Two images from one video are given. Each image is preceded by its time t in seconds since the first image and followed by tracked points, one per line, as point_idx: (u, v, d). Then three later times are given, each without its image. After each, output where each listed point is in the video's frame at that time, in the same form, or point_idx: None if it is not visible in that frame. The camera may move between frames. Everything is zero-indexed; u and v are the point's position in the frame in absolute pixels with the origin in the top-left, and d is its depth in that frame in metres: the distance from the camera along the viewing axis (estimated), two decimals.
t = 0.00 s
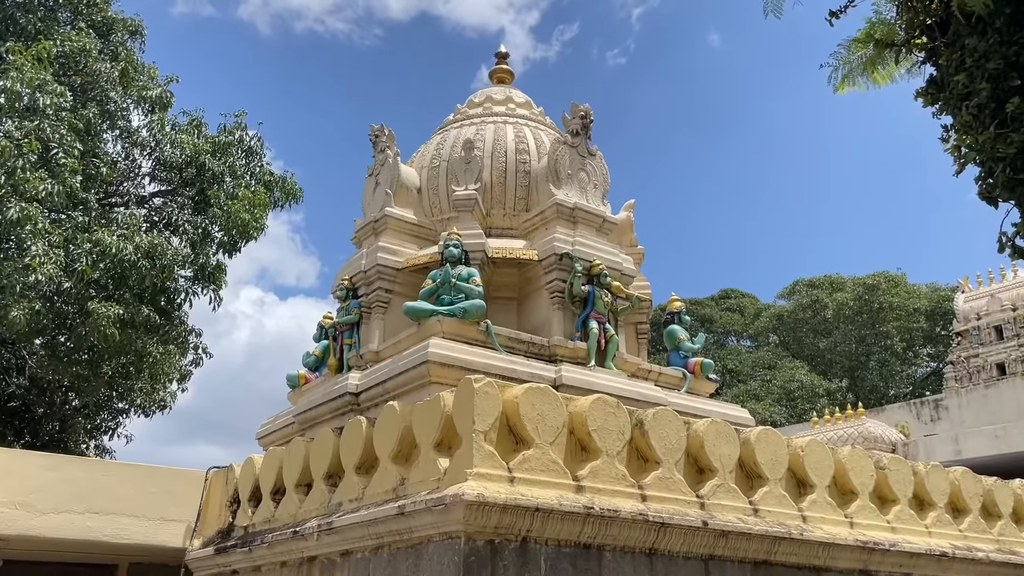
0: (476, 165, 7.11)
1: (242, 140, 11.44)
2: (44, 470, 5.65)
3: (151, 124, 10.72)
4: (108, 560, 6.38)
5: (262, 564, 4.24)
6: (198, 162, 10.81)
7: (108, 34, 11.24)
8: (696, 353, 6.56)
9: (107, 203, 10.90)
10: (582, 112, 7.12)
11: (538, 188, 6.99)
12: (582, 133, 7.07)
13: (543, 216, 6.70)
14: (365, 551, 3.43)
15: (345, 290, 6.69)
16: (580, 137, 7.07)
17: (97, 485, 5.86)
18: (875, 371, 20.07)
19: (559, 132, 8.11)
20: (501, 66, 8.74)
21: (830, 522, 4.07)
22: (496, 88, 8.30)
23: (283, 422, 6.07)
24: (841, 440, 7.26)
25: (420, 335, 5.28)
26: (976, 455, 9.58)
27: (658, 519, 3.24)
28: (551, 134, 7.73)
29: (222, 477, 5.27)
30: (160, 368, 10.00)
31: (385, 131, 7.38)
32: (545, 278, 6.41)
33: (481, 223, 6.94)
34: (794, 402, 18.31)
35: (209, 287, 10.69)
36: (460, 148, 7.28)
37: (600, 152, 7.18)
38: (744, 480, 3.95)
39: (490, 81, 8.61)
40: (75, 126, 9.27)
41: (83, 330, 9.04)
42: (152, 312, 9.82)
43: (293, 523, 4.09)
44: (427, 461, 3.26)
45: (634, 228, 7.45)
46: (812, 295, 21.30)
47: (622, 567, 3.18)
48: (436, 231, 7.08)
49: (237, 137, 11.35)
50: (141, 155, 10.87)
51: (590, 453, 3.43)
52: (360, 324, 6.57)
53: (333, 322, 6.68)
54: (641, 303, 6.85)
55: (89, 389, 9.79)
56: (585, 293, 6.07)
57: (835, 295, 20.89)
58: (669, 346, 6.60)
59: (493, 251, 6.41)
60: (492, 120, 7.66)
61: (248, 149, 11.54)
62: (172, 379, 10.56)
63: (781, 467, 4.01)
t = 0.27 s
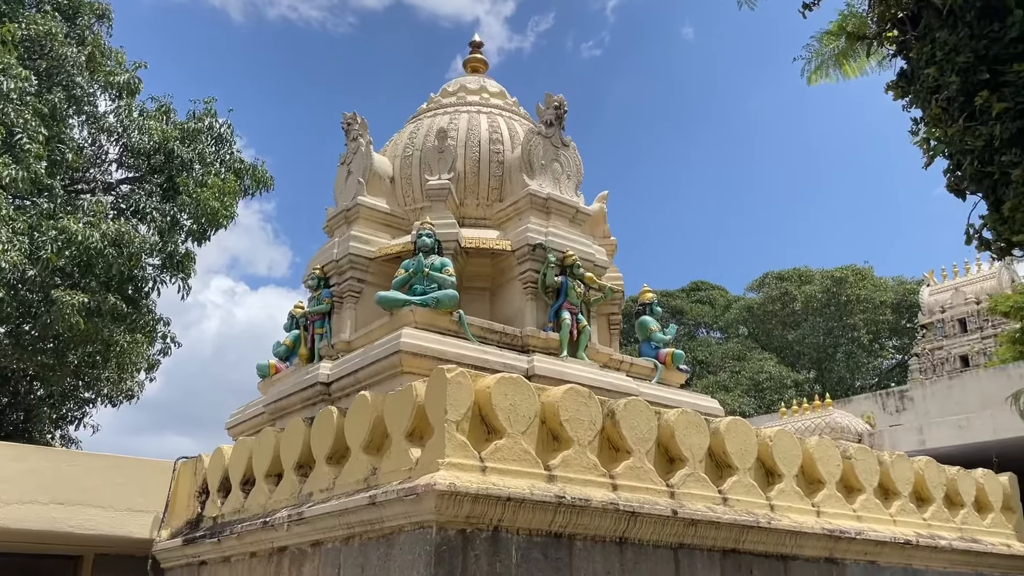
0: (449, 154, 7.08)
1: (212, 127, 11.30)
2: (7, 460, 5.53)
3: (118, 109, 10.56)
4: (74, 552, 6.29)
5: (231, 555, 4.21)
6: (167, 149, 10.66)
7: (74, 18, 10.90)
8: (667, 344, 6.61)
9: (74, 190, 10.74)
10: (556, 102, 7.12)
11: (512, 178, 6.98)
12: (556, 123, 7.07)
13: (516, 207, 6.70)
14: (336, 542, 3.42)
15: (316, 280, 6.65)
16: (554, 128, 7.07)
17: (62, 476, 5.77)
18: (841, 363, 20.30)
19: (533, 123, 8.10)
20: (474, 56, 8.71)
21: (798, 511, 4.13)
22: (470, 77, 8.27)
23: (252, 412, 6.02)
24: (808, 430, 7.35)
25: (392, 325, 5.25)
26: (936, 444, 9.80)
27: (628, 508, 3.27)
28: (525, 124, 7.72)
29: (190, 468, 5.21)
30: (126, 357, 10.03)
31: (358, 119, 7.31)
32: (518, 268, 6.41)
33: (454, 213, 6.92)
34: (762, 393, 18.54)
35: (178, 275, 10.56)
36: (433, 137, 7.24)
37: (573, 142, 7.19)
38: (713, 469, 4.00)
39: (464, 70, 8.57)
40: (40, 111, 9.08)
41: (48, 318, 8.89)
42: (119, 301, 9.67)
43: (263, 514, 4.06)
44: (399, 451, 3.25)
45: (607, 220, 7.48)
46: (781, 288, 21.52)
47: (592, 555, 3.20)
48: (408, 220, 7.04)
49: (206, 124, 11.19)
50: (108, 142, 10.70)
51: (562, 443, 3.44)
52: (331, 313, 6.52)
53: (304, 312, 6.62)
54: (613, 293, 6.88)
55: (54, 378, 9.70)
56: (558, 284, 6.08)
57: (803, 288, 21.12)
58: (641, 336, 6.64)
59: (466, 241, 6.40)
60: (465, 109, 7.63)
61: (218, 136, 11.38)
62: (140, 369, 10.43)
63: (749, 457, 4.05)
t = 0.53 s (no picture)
0: (419, 141, 7.03)
1: (177, 111, 11.05)
2: None
3: (81, 91, 10.35)
4: (35, 541, 6.19)
5: (197, 544, 4.17)
6: (131, 133, 10.47)
7: None
8: (636, 333, 6.64)
9: (34, 173, 10.49)
10: (527, 90, 7.11)
11: (482, 166, 6.96)
12: (527, 111, 7.06)
13: (487, 194, 6.68)
14: (303, 530, 3.40)
15: (284, 266, 6.58)
16: (525, 116, 7.06)
17: (23, 464, 5.66)
18: (806, 352, 20.66)
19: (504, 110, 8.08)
20: (445, 42, 8.66)
21: (762, 497, 4.18)
22: (441, 64, 8.22)
23: (219, 400, 5.95)
24: (773, 418, 7.44)
25: (361, 312, 5.22)
26: (898, 433, 9.99)
27: (596, 495, 3.29)
28: (496, 112, 7.70)
29: (155, 455, 5.15)
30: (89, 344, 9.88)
31: (327, 104, 7.23)
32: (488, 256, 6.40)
33: (424, 201, 6.88)
34: (729, 381, 18.76)
35: (142, 261, 10.41)
36: (403, 123, 7.20)
37: (544, 131, 7.18)
38: (680, 457, 4.03)
39: (434, 57, 8.51)
40: None
41: (8, 304, 8.71)
42: (81, 287, 9.50)
43: (229, 502, 4.02)
44: (367, 439, 3.23)
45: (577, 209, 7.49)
46: (749, 278, 21.72)
47: (560, 542, 3.21)
48: (378, 207, 6.99)
49: (172, 107, 10.97)
50: (70, 124, 10.48)
51: (530, 430, 3.45)
52: (299, 300, 6.47)
53: (271, 299, 6.56)
54: (582, 282, 6.90)
55: (14, 365, 9.49)
56: (527, 272, 6.08)
57: (770, 278, 21.35)
58: (610, 325, 6.66)
59: (436, 229, 6.38)
60: (436, 96, 7.58)
61: (183, 120, 11.19)
62: (103, 356, 10.27)
63: (715, 444, 4.10)
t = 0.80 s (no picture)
0: (386, 125, 6.97)
1: (139, 92, 10.87)
2: None
3: (39, 70, 10.08)
4: None
5: (159, 530, 4.12)
6: (91, 113, 10.21)
7: None
8: (602, 320, 6.67)
9: None
10: (495, 75, 7.08)
11: (450, 151, 6.93)
12: (495, 96, 7.04)
13: (454, 179, 6.65)
14: (267, 516, 3.37)
15: (248, 251, 6.50)
16: (493, 101, 7.04)
17: None
18: (769, 340, 20.95)
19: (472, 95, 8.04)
20: (413, 25, 8.58)
21: (725, 482, 4.24)
22: (409, 47, 8.15)
23: (181, 385, 5.88)
24: (736, 404, 7.53)
25: (327, 297, 5.18)
26: (857, 419, 10.20)
27: (561, 480, 3.31)
28: (464, 97, 7.65)
29: (116, 441, 5.08)
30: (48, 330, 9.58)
31: (292, 86, 7.13)
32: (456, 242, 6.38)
33: (391, 185, 6.83)
34: (693, 368, 18.98)
35: (102, 245, 10.22)
36: (371, 107, 7.13)
37: (512, 116, 7.16)
38: (644, 442, 4.07)
39: (402, 40, 8.44)
40: None
41: None
42: (39, 270, 9.28)
43: (191, 488, 3.98)
44: (332, 424, 3.22)
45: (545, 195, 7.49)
46: (714, 266, 21.93)
47: (525, 527, 3.23)
48: (344, 191, 6.93)
49: (133, 88, 10.77)
50: (28, 104, 10.21)
51: (497, 416, 3.45)
52: (263, 285, 6.39)
53: (235, 283, 6.47)
54: (550, 269, 6.91)
55: None
56: (495, 258, 6.08)
57: (735, 267, 21.58)
58: (576, 312, 6.69)
59: (403, 214, 6.34)
60: (403, 79, 7.52)
61: (145, 101, 10.98)
62: (62, 341, 10.07)
63: (680, 429, 4.14)
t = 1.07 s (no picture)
0: (351, 107, 6.90)
1: (96, 70, 10.67)
2: None
3: None
4: None
5: (117, 515, 4.06)
6: (46, 92, 9.93)
7: None
8: (567, 304, 6.70)
9: None
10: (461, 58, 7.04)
11: (415, 134, 6.88)
12: (461, 79, 7.00)
13: (420, 162, 6.61)
14: (229, 500, 3.35)
15: (209, 233, 6.42)
16: (459, 84, 7.00)
17: None
18: (730, 325, 21.24)
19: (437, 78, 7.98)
20: (378, 6, 8.49)
21: (686, 464, 4.30)
22: (373, 28, 8.06)
23: (140, 369, 5.79)
24: (698, 388, 7.62)
25: (290, 281, 5.13)
26: (814, 403, 10.39)
27: (525, 463, 3.33)
28: (429, 80, 7.60)
29: (73, 426, 4.99)
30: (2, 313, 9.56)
31: (255, 66, 7.01)
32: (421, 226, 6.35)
33: (356, 168, 6.77)
34: (655, 353, 19.17)
35: (58, 226, 9.99)
36: (335, 89, 7.05)
37: (478, 100, 7.13)
38: (608, 426, 4.11)
39: (367, 21, 8.34)
40: None
41: None
42: None
43: (151, 473, 3.93)
44: (295, 409, 3.20)
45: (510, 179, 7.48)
46: (677, 253, 22.09)
47: (489, 510, 3.25)
48: (308, 173, 6.86)
49: (90, 66, 10.54)
50: None
51: (462, 399, 3.46)
52: (225, 268, 6.31)
53: (196, 266, 6.39)
54: (515, 253, 6.91)
55: None
56: (460, 242, 6.06)
57: (697, 253, 21.78)
58: (541, 297, 6.70)
59: (367, 197, 6.29)
60: (368, 61, 7.44)
61: (103, 80, 10.75)
62: (17, 324, 9.84)
63: (642, 413, 4.18)
